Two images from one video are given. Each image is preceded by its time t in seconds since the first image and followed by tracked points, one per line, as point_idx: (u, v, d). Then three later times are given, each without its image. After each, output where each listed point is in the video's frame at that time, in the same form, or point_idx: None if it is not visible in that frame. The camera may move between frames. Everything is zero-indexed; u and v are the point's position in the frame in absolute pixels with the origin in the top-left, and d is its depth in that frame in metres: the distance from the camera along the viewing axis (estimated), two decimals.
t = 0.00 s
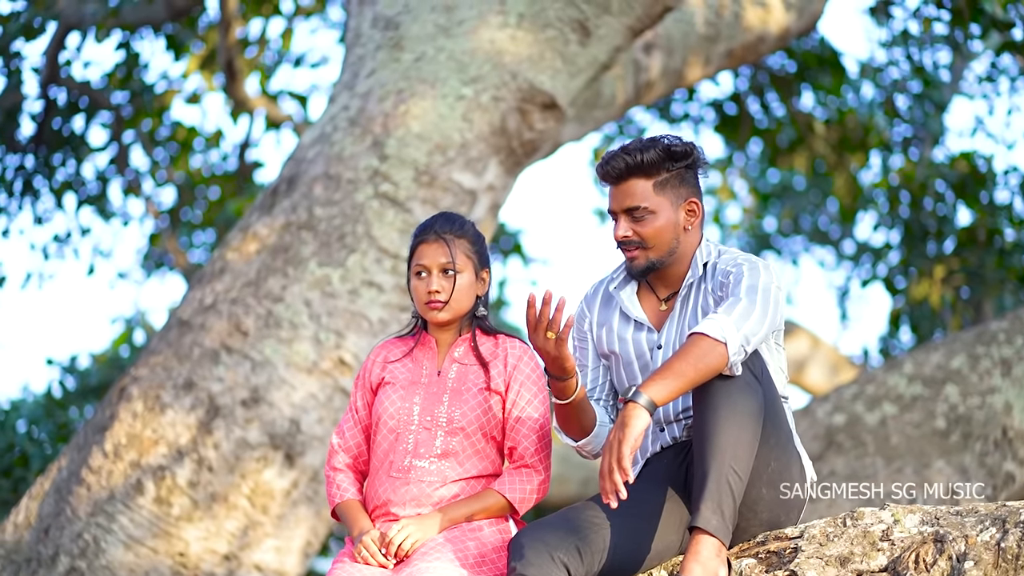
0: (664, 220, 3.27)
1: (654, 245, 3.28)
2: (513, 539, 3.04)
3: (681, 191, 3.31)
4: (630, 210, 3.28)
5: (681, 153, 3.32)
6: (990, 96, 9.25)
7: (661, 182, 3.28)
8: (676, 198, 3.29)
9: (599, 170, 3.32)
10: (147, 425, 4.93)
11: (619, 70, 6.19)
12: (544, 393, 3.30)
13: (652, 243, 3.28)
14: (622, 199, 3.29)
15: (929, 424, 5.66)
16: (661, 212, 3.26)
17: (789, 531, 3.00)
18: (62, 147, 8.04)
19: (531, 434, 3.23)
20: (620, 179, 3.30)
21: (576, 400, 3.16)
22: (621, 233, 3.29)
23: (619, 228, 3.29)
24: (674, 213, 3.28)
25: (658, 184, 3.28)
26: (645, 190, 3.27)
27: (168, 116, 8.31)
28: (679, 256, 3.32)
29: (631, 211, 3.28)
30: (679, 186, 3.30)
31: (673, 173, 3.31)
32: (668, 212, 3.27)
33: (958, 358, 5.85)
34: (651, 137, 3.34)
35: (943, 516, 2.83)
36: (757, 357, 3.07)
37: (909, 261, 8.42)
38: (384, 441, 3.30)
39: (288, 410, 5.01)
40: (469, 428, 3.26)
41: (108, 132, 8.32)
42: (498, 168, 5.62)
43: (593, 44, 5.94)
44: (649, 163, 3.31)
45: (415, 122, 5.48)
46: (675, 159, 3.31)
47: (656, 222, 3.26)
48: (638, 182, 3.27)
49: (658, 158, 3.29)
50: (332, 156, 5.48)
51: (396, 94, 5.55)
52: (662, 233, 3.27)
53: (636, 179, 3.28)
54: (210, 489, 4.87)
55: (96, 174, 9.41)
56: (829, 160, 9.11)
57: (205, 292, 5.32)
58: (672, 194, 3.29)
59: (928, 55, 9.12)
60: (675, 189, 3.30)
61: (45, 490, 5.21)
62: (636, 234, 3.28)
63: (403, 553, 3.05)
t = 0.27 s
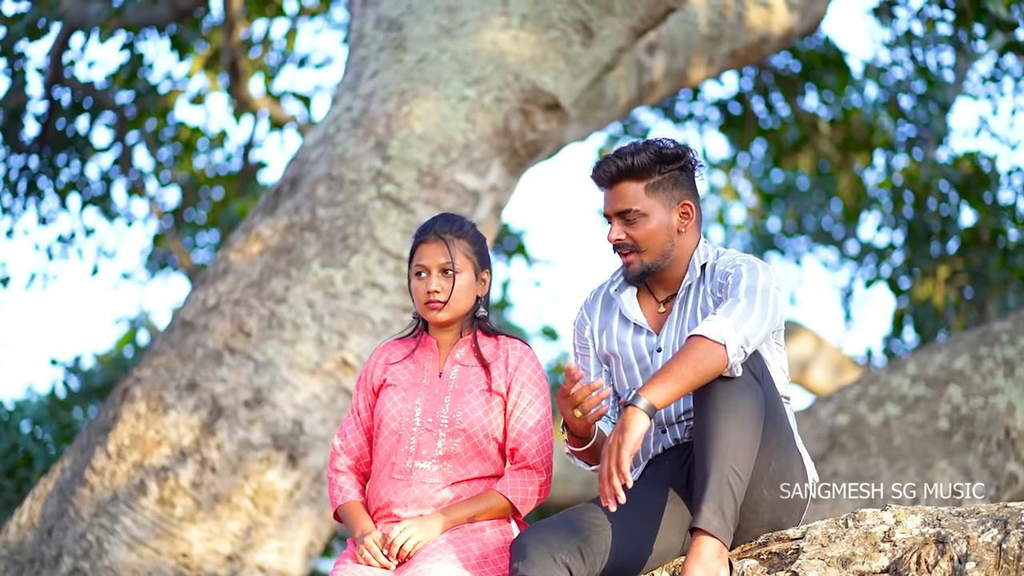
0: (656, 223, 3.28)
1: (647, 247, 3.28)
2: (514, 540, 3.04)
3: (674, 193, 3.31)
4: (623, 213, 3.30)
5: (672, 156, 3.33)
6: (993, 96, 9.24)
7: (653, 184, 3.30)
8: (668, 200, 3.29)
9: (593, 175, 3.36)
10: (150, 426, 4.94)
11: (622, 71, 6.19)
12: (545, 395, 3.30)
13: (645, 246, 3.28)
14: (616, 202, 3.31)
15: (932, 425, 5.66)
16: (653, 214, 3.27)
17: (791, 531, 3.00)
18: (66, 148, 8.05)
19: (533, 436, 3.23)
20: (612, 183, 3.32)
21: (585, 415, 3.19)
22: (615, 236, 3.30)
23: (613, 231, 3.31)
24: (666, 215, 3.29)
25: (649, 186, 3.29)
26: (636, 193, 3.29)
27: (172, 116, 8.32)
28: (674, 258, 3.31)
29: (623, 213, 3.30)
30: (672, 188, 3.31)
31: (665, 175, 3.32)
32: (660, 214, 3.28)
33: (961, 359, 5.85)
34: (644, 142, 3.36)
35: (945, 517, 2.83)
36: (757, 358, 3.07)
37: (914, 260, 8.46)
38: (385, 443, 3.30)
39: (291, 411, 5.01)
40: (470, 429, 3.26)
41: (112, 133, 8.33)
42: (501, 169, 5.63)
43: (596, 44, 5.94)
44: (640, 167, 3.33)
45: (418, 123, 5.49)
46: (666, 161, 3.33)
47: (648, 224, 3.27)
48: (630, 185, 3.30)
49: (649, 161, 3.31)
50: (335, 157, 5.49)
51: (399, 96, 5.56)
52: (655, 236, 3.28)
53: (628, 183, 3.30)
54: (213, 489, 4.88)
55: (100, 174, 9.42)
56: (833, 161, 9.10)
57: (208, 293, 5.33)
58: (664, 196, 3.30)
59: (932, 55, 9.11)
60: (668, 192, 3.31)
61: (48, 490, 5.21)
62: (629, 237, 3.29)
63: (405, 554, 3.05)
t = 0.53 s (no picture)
0: (639, 225, 3.25)
1: (631, 250, 3.26)
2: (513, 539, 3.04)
3: (657, 194, 3.29)
4: (606, 218, 3.27)
5: (652, 158, 3.30)
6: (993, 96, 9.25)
7: (634, 187, 3.27)
8: (651, 201, 3.27)
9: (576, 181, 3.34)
10: (150, 426, 4.94)
11: (622, 71, 6.19)
12: (543, 394, 3.31)
13: (629, 248, 3.26)
14: (599, 207, 3.29)
15: (932, 424, 5.65)
16: (636, 217, 3.25)
17: (789, 531, 3.00)
18: (67, 148, 8.06)
19: (531, 434, 3.23)
20: (594, 188, 3.31)
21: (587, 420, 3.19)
22: (599, 241, 3.28)
23: (597, 235, 3.29)
24: (649, 217, 3.26)
25: (630, 189, 3.27)
26: (618, 197, 3.27)
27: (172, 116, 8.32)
28: (659, 259, 3.30)
29: (605, 218, 3.28)
30: (654, 190, 3.29)
31: (646, 177, 3.29)
32: (643, 216, 3.26)
33: (960, 359, 5.85)
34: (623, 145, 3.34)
35: (943, 516, 2.83)
36: (754, 357, 3.07)
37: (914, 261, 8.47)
38: (384, 442, 3.30)
39: (291, 410, 5.02)
40: (469, 429, 3.26)
41: (113, 133, 8.34)
42: (501, 168, 5.63)
43: (596, 44, 5.94)
44: (622, 170, 3.30)
45: (417, 123, 5.49)
46: (646, 163, 3.30)
47: (630, 227, 3.25)
48: (612, 189, 3.27)
49: (629, 164, 3.28)
50: (335, 157, 5.49)
51: (398, 95, 5.56)
52: (639, 238, 3.25)
53: (610, 187, 3.28)
54: (213, 489, 4.88)
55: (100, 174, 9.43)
56: (834, 160, 9.10)
57: (208, 293, 5.33)
58: (646, 198, 3.27)
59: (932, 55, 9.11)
60: (650, 193, 3.28)
61: (48, 490, 5.22)
62: (613, 241, 3.27)
63: (404, 553, 3.05)
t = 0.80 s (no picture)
0: (623, 228, 3.25)
1: (619, 253, 3.26)
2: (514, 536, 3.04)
3: (638, 196, 3.29)
4: (591, 225, 3.28)
5: (626, 160, 3.31)
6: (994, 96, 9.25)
7: (614, 192, 3.27)
8: (633, 203, 3.27)
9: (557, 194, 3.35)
10: (151, 424, 4.95)
11: (623, 70, 6.21)
12: (544, 392, 3.31)
13: (617, 253, 3.26)
14: (582, 215, 3.29)
15: (932, 423, 5.66)
16: (619, 221, 3.25)
17: (790, 529, 3.00)
18: (68, 147, 8.06)
19: (532, 432, 3.24)
20: (576, 198, 3.31)
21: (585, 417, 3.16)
22: (588, 249, 3.29)
23: (585, 244, 3.29)
24: (633, 219, 3.26)
25: (610, 194, 3.27)
26: (599, 204, 3.27)
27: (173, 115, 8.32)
28: (649, 259, 3.29)
29: (590, 226, 3.28)
30: (635, 191, 3.29)
31: (624, 181, 3.29)
32: (626, 219, 3.26)
33: (961, 358, 5.86)
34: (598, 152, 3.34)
35: (943, 514, 2.83)
36: (753, 355, 3.07)
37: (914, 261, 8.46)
38: (385, 440, 3.30)
39: (292, 408, 5.02)
40: (470, 426, 3.26)
41: (114, 132, 8.34)
42: (502, 167, 5.64)
43: (597, 43, 5.95)
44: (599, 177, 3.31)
45: (419, 122, 5.49)
46: (621, 166, 3.30)
47: (616, 232, 3.25)
48: (592, 198, 3.28)
49: (605, 170, 3.29)
50: (336, 156, 5.50)
51: (400, 94, 5.57)
52: (625, 241, 3.25)
53: (590, 196, 3.29)
54: (214, 487, 4.89)
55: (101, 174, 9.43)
56: (835, 160, 9.10)
57: (209, 291, 5.33)
58: (628, 201, 3.27)
59: (933, 55, 9.12)
60: (631, 196, 3.28)
61: (50, 488, 5.22)
62: (600, 247, 3.27)
63: (405, 551, 3.05)
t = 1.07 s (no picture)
0: (623, 228, 3.23)
1: (619, 253, 3.24)
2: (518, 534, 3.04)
3: (637, 195, 3.28)
4: (590, 226, 3.26)
5: (623, 160, 3.29)
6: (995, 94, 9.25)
7: (613, 192, 3.26)
8: (631, 203, 3.26)
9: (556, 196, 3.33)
10: (155, 423, 4.96)
11: (625, 69, 6.21)
12: (548, 390, 3.31)
13: (617, 253, 3.24)
14: (581, 216, 3.28)
15: (935, 422, 5.66)
16: (619, 221, 3.23)
17: (794, 527, 3.00)
18: (70, 147, 8.07)
19: (537, 430, 3.24)
20: (574, 200, 3.30)
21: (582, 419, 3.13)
22: (588, 250, 3.26)
23: (584, 244, 3.27)
24: (632, 220, 3.25)
25: (609, 195, 3.26)
26: (599, 204, 3.25)
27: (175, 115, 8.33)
28: (649, 259, 3.28)
29: (590, 227, 3.26)
30: (633, 191, 3.28)
31: (622, 181, 3.28)
32: (626, 219, 3.24)
33: (963, 357, 5.86)
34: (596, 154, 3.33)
35: (948, 512, 2.83)
36: (752, 352, 3.06)
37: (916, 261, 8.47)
38: (390, 439, 3.31)
39: (295, 408, 5.02)
40: (475, 425, 3.26)
41: (116, 132, 8.35)
42: (505, 166, 5.64)
43: (599, 42, 5.95)
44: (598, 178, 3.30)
45: (422, 121, 5.50)
46: (619, 166, 3.29)
47: (615, 232, 3.23)
48: (591, 198, 3.26)
49: (604, 171, 3.27)
50: (339, 155, 5.50)
51: (402, 93, 5.57)
52: (625, 241, 3.24)
53: (589, 196, 3.27)
54: (218, 486, 4.90)
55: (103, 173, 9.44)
56: (836, 160, 9.09)
57: (212, 290, 5.34)
58: (626, 201, 3.26)
59: (935, 54, 9.12)
60: (629, 196, 3.27)
61: (53, 487, 5.23)
62: (600, 248, 3.25)
63: (410, 548, 3.05)
